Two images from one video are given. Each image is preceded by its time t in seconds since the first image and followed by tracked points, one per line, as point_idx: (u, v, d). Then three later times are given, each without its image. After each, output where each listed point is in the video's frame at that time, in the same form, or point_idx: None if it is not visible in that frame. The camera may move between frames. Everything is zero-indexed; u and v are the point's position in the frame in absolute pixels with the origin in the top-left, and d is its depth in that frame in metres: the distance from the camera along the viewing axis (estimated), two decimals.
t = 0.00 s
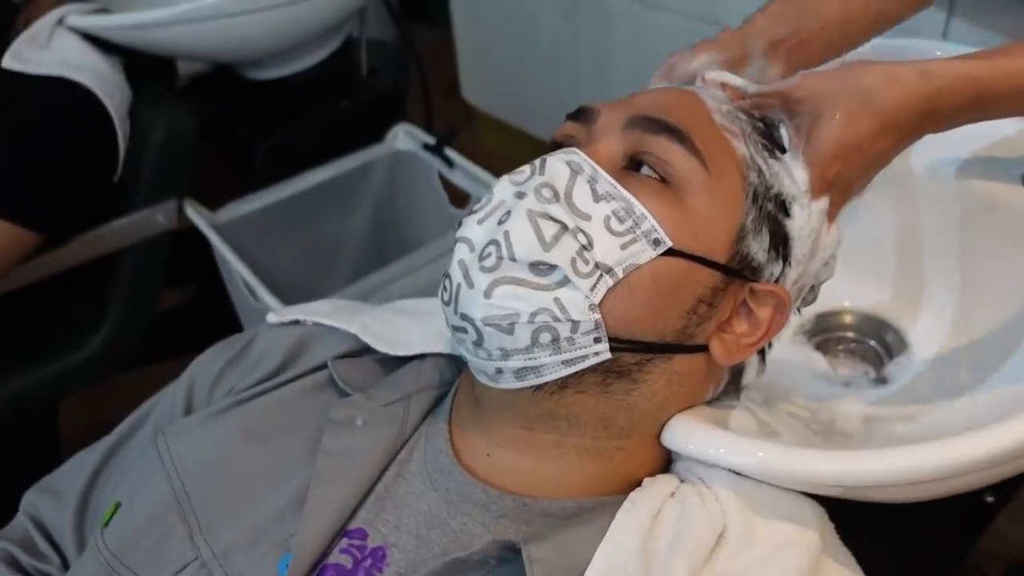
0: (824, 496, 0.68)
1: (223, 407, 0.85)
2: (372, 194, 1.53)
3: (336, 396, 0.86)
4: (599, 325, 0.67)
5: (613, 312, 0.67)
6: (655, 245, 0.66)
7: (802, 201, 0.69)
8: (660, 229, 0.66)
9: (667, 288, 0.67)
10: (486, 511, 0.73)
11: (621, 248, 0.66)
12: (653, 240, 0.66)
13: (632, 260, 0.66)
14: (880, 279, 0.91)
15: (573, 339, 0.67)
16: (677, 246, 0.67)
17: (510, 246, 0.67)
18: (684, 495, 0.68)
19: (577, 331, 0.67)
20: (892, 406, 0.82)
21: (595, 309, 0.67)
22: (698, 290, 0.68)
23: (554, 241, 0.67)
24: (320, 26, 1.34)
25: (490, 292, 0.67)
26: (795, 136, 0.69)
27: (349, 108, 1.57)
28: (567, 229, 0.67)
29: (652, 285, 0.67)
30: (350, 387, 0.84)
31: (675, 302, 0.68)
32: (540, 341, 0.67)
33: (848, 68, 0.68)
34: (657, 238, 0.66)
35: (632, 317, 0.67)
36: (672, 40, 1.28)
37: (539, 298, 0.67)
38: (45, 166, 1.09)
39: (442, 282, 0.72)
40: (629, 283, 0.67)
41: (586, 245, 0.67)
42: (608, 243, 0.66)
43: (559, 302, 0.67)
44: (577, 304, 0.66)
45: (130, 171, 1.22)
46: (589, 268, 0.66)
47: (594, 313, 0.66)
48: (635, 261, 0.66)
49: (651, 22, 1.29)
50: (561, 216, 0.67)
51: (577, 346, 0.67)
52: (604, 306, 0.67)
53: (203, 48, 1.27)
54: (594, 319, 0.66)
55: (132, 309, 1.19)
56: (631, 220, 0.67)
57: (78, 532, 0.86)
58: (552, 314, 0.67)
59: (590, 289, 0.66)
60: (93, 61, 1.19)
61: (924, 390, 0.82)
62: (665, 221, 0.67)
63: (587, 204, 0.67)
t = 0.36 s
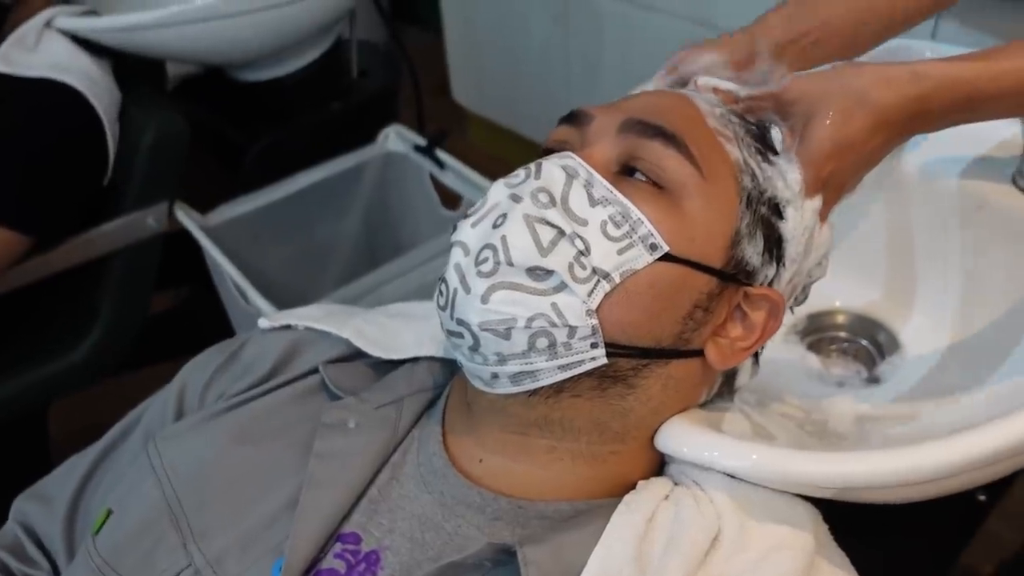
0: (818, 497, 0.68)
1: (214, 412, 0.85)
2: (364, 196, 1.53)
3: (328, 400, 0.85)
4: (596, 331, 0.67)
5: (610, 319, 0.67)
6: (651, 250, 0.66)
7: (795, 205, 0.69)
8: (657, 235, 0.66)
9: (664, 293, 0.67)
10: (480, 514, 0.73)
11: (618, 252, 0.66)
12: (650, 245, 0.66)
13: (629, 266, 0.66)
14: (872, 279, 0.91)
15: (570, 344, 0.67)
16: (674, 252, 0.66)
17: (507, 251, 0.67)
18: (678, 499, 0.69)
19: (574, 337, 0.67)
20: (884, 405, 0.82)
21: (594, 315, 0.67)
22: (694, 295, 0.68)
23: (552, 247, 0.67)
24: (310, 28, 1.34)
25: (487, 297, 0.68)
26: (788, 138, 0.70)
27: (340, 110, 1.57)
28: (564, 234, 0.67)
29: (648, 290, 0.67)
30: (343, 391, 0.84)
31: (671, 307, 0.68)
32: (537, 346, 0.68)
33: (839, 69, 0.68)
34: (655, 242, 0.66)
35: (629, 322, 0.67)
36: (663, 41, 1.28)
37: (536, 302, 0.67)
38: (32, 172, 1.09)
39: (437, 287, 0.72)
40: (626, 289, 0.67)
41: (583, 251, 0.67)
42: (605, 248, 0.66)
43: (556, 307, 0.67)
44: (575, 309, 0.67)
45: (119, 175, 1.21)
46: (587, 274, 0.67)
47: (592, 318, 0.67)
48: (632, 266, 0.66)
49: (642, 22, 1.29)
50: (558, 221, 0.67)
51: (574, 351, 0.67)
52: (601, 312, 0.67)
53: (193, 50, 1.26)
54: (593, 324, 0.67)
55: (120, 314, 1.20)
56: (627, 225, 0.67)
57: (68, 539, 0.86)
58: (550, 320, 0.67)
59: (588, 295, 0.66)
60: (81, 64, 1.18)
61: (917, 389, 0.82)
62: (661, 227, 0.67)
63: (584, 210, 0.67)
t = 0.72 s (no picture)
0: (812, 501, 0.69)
1: (211, 416, 0.85)
2: (358, 199, 1.53)
3: (325, 404, 0.86)
4: (593, 345, 0.67)
5: (607, 334, 0.68)
6: (647, 264, 0.67)
7: (787, 213, 0.70)
8: (652, 249, 0.67)
9: (659, 306, 0.68)
10: (477, 517, 0.73)
11: (614, 268, 0.67)
12: (646, 259, 0.67)
13: (625, 280, 0.67)
14: (864, 282, 0.91)
15: (567, 359, 0.67)
16: (668, 265, 0.67)
17: (505, 267, 0.67)
18: (674, 501, 0.69)
19: (571, 351, 0.67)
20: (876, 407, 0.83)
21: (590, 329, 0.67)
22: (689, 307, 0.69)
23: (549, 264, 0.67)
24: (304, 31, 1.34)
25: (485, 313, 0.68)
26: (778, 142, 0.71)
27: (334, 114, 1.57)
28: (559, 251, 0.68)
29: (645, 304, 0.68)
30: (339, 395, 0.84)
31: (666, 320, 0.68)
32: (534, 361, 0.68)
33: (826, 77, 0.69)
34: (650, 257, 0.67)
35: (625, 337, 0.68)
36: (657, 44, 1.29)
37: (534, 318, 0.67)
38: (27, 176, 1.09)
39: (434, 301, 0.72)
40: (623, 304, 0.67)
41: (580, 267, 0.67)
42: (602, 264, 0.67)
43: (553, 323, 0.67)
44: (572, 325, 0.67)
45: (113, 177, 1.20)
46: (584, 289, 0.67)
47: (589, 333, 0.67)
48: (630, 281, 0.67)
49: (636, 26, 1.30)
50: (554, 238, 0.68)
51: (571, 365, 0.68)
52: (598, 327, 0.67)
53: (187, 53, 1.26)
54: (589, 339, 0.67)
55: (114, 318, 1.20)
56: (623, 239, 0.67)
57: (64, 543, 0.86)
58: (547, 335, 0.67)
59: (585, 310, 0.67)
60: (75, 67, 1.18)
61: (909, 391, 0.83)
62: (655, 240, 0.67)
63: (579, 225, 0.68)
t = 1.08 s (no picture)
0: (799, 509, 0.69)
1: (201, 416, 0.85)
2: (352, 204, 1.54)
3: (316, 406, 0.86)
4: (591, 360, 0.68)
5: (604, 349, 0.68)
6: (643, 279, 0.68)
7: (777, 224, 0.71)
8: (648, 264, 0.68)
9: (654, 320, 0.68)
10: (465, 520, 0.73)
11: (612, 283, 0.67)
12: (642, 274, 0.67)
13: (623, 296, 0.68)
14: (852, 294, 0.92)
15: (565, 373, 0.68)
16: (664, 279, 0.68)
17: (503, 282, 0.68)
18: (661, 508, 0.69)
19: (569, 366, 0.68)
20: (862, 416, 0.84)
21: (588, 345, 0.68)
22: (684, 320, 0.69)
23: (547, 280, 0.68)
24: (301, 35, 1.34)
25: (483, 329, 0.68)
26: (768, 152, 0.71)
27: (329, 117, 1.58)
28: (558, 267, 0.68)
29: (641, 319, 0.68)
30: (331, 398, 0.84)
31: (660, 335, 0.69)
32: (532, 376, 0.68)
33: (816, 88, 0.69)
34: (646, 272, 0.68)
35: (621, 350, 0.68)
36: (653, 53, 1.30)
37: (532, 334, 0.68)
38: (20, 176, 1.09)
39: (432, 316, 0.73)
40: (620, 319, 0.68)
41: (578, 283, 0.68)
42: (599, 280, 0.67)
43: (552, 338, 0.68)
44: (570, 341, 0.68)
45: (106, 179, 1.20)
46: (582, 305, 0.67)
47: (587, 348, 0.68)
48: (627, 296, 0.68)
49: (632, 35, 1.31)
50: (552, 253, 0.68)
51: (569, 380, 0.68)
52: (595, 343, 0.68)
53: (183, 55, 1.26)
54: (587, 354, 0.68)
55: (105, 320, 1.20)
56: (620, 254, 0.68)
57: (51, 541, 0.86)
58: (546, 350, 0.68)
59: (583, 326, 0.67)
60: (70, 67, 1.18)
61: (897, 400, 0.83)
62: (651, 254, 0.68)
63: (576, 241, 0.68)
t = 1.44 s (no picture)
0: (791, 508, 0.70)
1: (197, 427, 0.85)
2: (342, 214, 1.54)
3: (311, 414, 0.86)
4: (585, 367, 0.68)
5: (598, 356, 0.69)
6: (636, 285, 0.68)
7: (765, 227, 0.72)
8: (640, 270, 0.68)
9: (646, 325, 0.69)
10: (461, 524, 0.74)
11: (604, 290, 0.68)
12: (634, 280, 0.68)
13: (615, 302, 0.68)
14: (840, 294, 0.93)
15: (560, 380, 0.69)
16: (657, 284, 0.69)
17: (498, 290, 0.68)
18: (656, 509, 0.70)
19: (564, 372, 0.68)
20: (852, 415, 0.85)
21: (582, 351, 0.68)
22: (677, 324, 0.70)
23: (541, 288, 0.68)
24: (290, 47, 1.35)
25: (479, 337, 0.68)
26: (754, 155, 0.72)
27: (316, 127, 1.59)
28: (551, 274, 0.68)
29: (633, 324, 0.69)
30: (326, 405, 0.85)
31: (653, 339, 0.70)
32: (527, 383, 0.69)
33: (802, 91, 0.71)
34: (638, 278, 0.68)
35: (616, 356, 0.69)
36: (640, 60, 1.31)
37: (527, 341, 0.68)
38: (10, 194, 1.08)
39: (426, 324, 0.73)
40: (614, 325, 0.69)
41: (571, 289, 0.68)
42: (592, 287, 0.68)
43: (547, 346, 0.68)
44: (564, 347, 0.68)
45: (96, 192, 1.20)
46: (576, 312, 0.68)
47: (581, 355, 0.68)
48: (619, 302, 0.68)
49: (619, 43, 1.32)
50: (545, 261, 0.68)
51: (563, 386, 0.69)
52: (590, 349, 0.69)
53: (172, 69, 1.27)
54: (581, 361, 0.68)
55: (98, 332, 1.20)
56: (612, 261, 0.68)
57: (47, 554, 0.86)
58: (541, 358, 0.68)
59: (577, 332, 0.68)
60: (59, 83, 1.18)
61: (886, 398, 0.84)
62: (643, 259, 0.69)
63: (569, 248, 0.69)
